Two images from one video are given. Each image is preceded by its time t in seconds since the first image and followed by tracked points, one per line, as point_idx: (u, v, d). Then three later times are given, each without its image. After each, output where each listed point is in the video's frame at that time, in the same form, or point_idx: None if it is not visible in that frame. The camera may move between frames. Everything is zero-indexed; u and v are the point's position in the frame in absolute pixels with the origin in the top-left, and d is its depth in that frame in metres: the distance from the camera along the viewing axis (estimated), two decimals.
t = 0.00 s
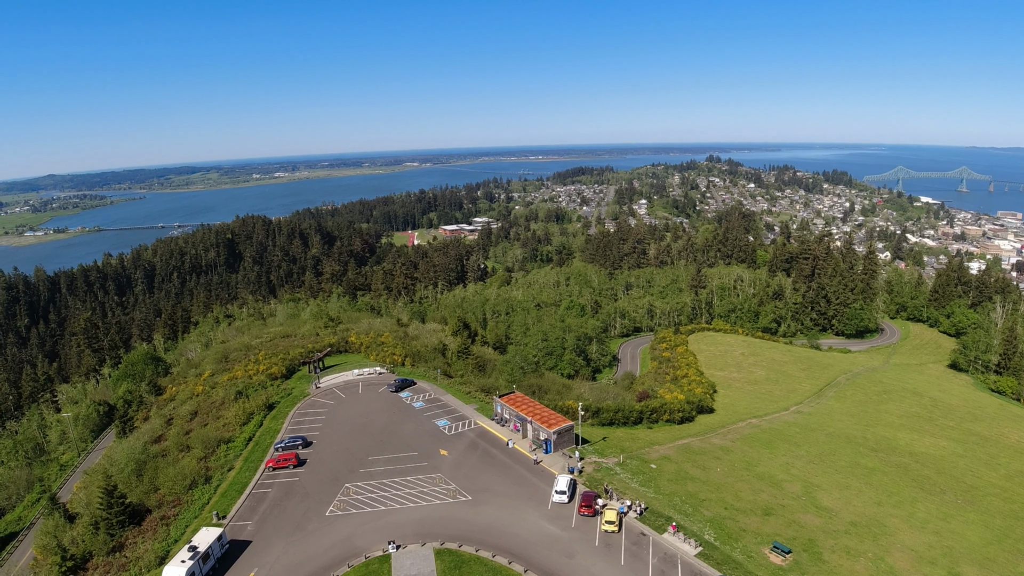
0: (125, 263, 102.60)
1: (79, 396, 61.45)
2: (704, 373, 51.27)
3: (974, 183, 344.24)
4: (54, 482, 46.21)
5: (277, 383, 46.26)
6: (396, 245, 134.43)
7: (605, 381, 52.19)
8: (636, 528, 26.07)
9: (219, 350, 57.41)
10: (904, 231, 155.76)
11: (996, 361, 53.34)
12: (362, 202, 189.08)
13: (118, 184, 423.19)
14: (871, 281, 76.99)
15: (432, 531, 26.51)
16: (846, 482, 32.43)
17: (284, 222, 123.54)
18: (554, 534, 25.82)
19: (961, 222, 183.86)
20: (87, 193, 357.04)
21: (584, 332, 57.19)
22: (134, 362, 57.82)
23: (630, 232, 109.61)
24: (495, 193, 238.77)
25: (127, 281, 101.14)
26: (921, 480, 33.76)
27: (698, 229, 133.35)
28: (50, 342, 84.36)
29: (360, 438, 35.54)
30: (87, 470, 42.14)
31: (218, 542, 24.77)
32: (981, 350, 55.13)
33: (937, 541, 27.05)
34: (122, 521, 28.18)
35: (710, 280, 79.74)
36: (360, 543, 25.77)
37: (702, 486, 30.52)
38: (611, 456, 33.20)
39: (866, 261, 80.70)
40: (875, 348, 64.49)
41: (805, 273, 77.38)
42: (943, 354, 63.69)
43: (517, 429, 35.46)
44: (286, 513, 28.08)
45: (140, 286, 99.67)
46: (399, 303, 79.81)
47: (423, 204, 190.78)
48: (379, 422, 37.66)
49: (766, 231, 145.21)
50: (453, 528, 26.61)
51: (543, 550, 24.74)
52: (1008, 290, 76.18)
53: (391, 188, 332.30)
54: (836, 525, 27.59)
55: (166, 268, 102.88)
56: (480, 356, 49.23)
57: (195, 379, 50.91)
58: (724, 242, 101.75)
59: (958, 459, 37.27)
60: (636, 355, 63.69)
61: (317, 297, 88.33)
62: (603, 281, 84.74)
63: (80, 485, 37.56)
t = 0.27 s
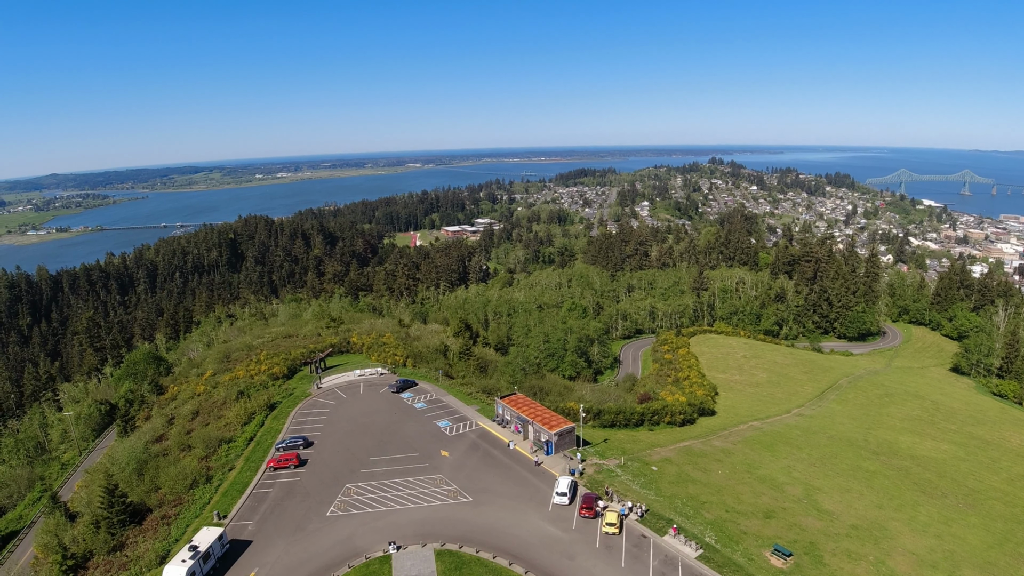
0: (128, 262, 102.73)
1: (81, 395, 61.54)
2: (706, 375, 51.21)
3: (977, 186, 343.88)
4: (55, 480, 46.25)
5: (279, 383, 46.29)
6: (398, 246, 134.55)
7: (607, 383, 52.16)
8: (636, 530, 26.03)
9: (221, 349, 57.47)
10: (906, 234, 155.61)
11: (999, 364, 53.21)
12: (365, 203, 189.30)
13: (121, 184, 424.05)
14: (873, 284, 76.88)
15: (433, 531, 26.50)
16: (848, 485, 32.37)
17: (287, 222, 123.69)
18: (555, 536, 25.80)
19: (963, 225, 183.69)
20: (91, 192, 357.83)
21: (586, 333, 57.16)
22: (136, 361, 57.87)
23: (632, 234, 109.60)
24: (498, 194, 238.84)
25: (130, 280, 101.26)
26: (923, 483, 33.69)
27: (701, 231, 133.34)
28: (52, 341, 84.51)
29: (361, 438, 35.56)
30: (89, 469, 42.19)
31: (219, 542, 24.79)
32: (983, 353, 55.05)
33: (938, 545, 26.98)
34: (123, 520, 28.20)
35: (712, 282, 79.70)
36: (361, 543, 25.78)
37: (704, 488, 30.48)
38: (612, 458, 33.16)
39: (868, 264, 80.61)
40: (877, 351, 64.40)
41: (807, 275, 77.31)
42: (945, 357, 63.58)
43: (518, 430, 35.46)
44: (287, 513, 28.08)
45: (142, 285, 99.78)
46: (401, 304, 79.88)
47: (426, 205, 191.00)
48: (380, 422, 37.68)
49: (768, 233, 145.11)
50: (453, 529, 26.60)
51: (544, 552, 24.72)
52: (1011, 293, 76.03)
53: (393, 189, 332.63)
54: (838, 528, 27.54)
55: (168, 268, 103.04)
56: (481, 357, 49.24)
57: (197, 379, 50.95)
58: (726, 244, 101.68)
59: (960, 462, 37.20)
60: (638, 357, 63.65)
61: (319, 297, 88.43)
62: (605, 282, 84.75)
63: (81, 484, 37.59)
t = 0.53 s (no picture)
0: (129, 262, 102.79)
1: (82, 395, 61.61)
2: (707, 377, 51.15)
3: (979, 189, 343.74)
4: (56, 479, 46.28)
5: (280, 383, 46.31)
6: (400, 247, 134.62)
7: (608, 385, 52.13)
8: (636, 532, 26.01)
9: (222, 349, 57.50)
10: (908, 237, 155.51)
11: (1000, 368, 53.13)
12: (367, 204, 189.54)
13: (123, 183, 424.54)
14: (875, 287, 76.80)
15: (433, 532, 26.51)
16: (848, 488, 32.34)
17: (289, 222, 123.83)
18: (554, 537, 25.78)
19: (965, 228, 183.61)
20: (93, 192, 358.69)
21: (587, 335, 57.13)
22: (137, 361, 57.92)
23: (634, 235, 109.60)
24: (500, 196, 239.06)
25: (131, 280, 101.32)
26: (924, 486, 33.64)
27: (702, 233, 133.36)
28: (54, 341, 84.65)
29: (362, 439, 35.57)
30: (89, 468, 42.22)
31: (219, 542, 24.81)
32: (984, 357, 54.97)
33: (939, 548, 26.93)
34: (123, 520, 28.24)
35: (713, 284, 79.67)
36: (361, 543, 25.78)
37: (704, 490, 30.45)
38: (612, 460, 33.12)
39: (870, 267, 80.52)
40: (878, 353, 64.33)
41: (808, 278, 77.27)
42: (947, 360, 63.49)
43: (518, 431, 35.49)
44: (287, 513, 28.10)
45: (144, 285, 99.86)
46: (402, 305, 79.95)
47: (428, 206, 191.26)
48: (381, 423, 37.73)
49: (770, 236, 145.10)
50: (453, 530, 26.59)
51: (544, 553, 24.70)
52: (1013, 297, 75.88)
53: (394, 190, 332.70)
54: (838, 532, 27.48)
55: (170, 267, 103.10)
56: (482, 359, 49.26)
57: (198, 379, 51.03)
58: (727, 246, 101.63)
59: (961, 466, 37.11)
60: (639, 359, 63.61)
61: (321, 297, 88.55)
62: (606, 284, 84.77)
63: (81, 483, 37.61)
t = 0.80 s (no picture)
0: (130, 262, 102.80)
1: (83, 394, 61.65)
2: (707, 379, 51.14)
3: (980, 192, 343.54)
4: (56, 479, 46.29)
5: (281, 383, 46.31)
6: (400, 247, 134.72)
7: (608, 386, 52.15)
8: (637, 534, 25.98)
9: (223, 349, 57.53)
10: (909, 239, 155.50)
11: (1000, 370, 53.07)
12: (368, 204, 189.77)
13: (124, 183, 425.02)
14: (875, 289, 76.78)
15: (433, 533, 26.51)
16: (848, 490, 32.31)
17: (290, 223, 123.89)
18: (554, 538, 25.76)
19: (966, 230, 183.54)
20: (95, 191, 358.96)
21: (588, 336, 57.14)
22: (138, 360, 57.97)
23: (635, 237, 109.62)
24: (501, 196, 239.25)
25: (132, 280, 101.34)
26: (924, 489, 33.62)
27: (703, 235, 133.38)
28: (54, 340, 84.68)
29: (363, 439, 35.58)
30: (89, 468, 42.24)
31: (219, 542, 24.81)
32: (985, 359, 54.93)
33: (939, 551, 26.91)
34: (123, 519, 28.25)
35: (714, 286, 79.67)
36: (361, 544, 25.77)
37: (704, 492, 30.43)
38: (612, 462, 33.10)
39: (870, 269, 80.51)
40: (879, 356, 64.33)
41: (809, 280, 77.25)
42: (947, 363, 63.46)
43: (518, 432, 35.47)
44: (287, 513, 28.11)
45: (145, 285, 99.89)
46: (403, 305, 80.00)
47: (429, 207, 191.50)
48: (382, 423, 37.73)
49: (771, 237, 145.03)
50: (453, 531, 26.59)
51: (544, 554, 24.68)
52: (1013, 299, 75.83)
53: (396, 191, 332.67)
54: (839, 533, 27.47)
55: (171, 267, 103.14)
56: (483, 359, 49.28)
57: (199, 379, 51.03)
58: (728, 248, 101.62)
59: (961, 468, 37.10)
60: (639, 360, 63.56)
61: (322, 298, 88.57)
62: (607, 285, 84.80)
63: (81, 482, 37.62)
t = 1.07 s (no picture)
0: (131, 261, 102.81)
1: (83, 394, 61.65)
2: (708, 380, 51.12)
3: (980, 194, 343.39)
4: (56, 478, 46.31)
5: (281, 383, 46.32)
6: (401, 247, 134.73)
7: (609, 387, 52.15)
8: (637, 535, 25.97)
9: (224, 349, 57.54)
10: (910, 241, 155.40)
11: (1001, 372, 53.01)
12: (369, 204, 189.90)
13: (126, 182, 425.69)
14: (876, 291, 76.74)
15: (433, 533, 26.50)
16: (848, 492, 32.29)
17: (291, 222, 123.87)
18: (554, 539, 25.74)
19: (967, 232, 183.44)
20: (96, 190, 359.26)
21: (588, 337, 57.14)
22: (138, 360, 57.95)
23: (636, 237, 109.57)
24: (502, 197, 239.34)
25: (133, 279, 101.33)
26: (924, 491, 33.58)
27: (704, 236, 133.49)
28: (55, 339, 84.71)
29: (363, 439, 35.56)
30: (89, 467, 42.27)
31: (218, 541, 24.79)
32: (985, 361, 54.87)
33: (939, 553, 26.88)
34: (123, 519, 28.27)
35: (715, 287, 79.64)
36: (360, 544, 25.75)
37: (704, 493, 30.40)
38: (613, 462, 33.13)
39: (871, 270, 80.50)
40: (879, 357, 64.31)
41: (810, 281, 77.25)
42: (948, 364, 63.43)
43: (519, 433, 35.45)
44: (287, 513, 28.10)
45: (145, 284, 99.90)
46: (404, 305, 79.98)
47: (430, 207, 191.62)
48: (382, 423, 37.71)
49: (771, 239, 144.98)
50: (453, 531, 26.57)
51: (544, 555, 24.67)
52: (1014, 301, 75.76)
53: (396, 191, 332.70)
54: (839, 535, 27.44)
55: (171, 267, 103.18)
56: (483, 360, 49.29)
57: (199, 378, 51.06)
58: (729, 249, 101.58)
59: (962, 470, 37.06)
60: (640, 361, 63.53)
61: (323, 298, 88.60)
62: (608, 286, 84.80)
63: (82, 481, 37.63)
